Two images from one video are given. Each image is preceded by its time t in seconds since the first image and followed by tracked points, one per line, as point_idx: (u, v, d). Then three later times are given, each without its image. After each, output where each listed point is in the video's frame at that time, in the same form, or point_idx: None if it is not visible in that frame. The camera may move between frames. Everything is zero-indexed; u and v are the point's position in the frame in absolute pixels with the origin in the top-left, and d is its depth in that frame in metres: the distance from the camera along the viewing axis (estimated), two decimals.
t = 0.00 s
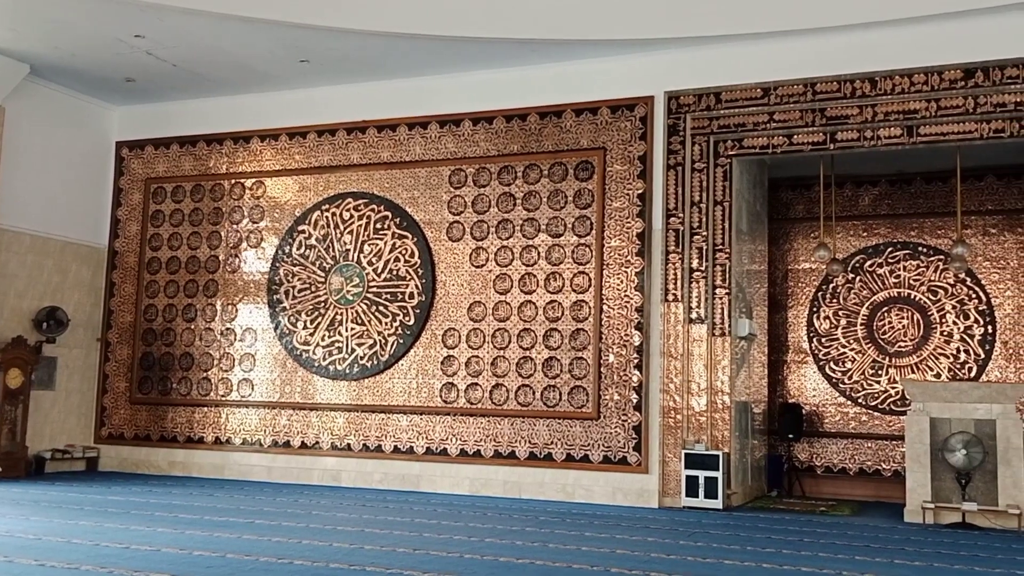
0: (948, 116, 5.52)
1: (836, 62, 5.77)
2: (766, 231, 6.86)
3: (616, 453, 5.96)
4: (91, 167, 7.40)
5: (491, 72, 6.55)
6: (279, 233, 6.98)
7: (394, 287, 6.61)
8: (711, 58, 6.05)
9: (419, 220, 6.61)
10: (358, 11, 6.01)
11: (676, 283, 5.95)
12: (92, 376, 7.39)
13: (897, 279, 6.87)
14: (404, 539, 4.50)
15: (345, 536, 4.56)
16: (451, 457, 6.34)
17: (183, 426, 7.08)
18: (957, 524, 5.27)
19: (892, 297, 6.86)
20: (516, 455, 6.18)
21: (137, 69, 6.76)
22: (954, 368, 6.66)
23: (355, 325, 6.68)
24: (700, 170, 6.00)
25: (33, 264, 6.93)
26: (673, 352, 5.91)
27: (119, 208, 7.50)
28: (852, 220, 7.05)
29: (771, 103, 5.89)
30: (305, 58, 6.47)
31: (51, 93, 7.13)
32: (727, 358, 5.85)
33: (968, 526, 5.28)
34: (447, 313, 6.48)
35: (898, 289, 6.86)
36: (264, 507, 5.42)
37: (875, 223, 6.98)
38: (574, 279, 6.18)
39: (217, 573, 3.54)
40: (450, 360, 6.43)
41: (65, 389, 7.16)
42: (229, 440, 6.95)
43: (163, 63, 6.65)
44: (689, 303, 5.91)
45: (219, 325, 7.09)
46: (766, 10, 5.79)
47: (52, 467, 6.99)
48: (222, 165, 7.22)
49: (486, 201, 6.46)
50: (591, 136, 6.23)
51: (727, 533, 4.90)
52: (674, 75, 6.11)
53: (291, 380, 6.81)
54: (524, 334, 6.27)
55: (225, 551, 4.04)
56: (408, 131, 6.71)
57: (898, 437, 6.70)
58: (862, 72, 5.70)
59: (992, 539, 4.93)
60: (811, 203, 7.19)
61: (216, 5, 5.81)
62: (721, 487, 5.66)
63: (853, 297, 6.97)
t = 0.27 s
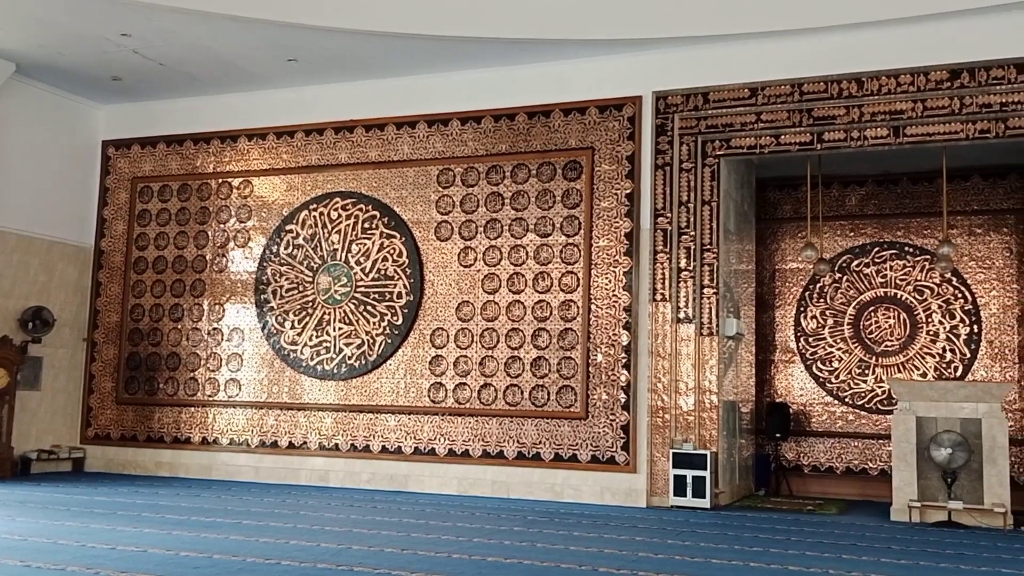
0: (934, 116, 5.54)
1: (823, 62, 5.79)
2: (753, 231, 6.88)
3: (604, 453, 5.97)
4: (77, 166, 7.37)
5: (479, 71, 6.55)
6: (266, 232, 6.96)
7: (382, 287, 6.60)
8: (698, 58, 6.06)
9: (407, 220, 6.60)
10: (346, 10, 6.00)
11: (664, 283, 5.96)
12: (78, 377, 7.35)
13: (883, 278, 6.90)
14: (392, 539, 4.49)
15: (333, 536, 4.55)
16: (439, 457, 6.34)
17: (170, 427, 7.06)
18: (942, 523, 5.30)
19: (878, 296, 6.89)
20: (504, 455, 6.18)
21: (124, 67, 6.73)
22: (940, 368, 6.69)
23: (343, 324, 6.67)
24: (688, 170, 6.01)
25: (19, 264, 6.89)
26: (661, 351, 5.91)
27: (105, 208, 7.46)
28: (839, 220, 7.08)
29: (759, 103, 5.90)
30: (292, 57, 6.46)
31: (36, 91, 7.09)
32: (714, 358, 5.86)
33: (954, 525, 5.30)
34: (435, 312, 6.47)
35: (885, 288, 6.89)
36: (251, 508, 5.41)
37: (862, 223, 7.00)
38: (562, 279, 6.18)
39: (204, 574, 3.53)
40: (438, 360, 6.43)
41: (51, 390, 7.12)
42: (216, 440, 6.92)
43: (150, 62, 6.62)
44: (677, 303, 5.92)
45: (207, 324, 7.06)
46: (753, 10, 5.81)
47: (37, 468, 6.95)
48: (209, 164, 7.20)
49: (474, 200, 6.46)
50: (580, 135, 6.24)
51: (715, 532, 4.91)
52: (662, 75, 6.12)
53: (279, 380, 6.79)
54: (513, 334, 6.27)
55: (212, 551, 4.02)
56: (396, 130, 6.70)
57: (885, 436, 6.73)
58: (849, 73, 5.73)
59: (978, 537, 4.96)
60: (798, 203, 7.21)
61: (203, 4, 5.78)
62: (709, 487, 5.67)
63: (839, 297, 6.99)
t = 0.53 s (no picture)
0: (922, 117, 5.57)
1: (811, 63, 5.81)
2: (742, 231, 6.90)
3: (593, 453, 5.97)
4: (64, 165, 7.33)
5: (468, 71, 6.54)
6: (255, 232, 6.94)
7: (371, 287, 6.59)
8: (687, 59, 6.08)
9: (396, 219, 6.60)
10: (335, 9, 5.98)
11: (653, 283, 5.97)
12: (65, 377, 7.32)
13: (871, 279, 6.93)
14: (380, 539, 4.49)
15: (322, 536, 4.54)
16: (428, 458, 6.33)
17: (158, 427, 7.03)
18: (929, 521, 5.33)
19: (866, 296, 6.92)
20: (493, 455, 6.18)
21: (111, 66, 6.70)
22: (927, 368, 6.72)
23: (332, 324, 6.66)
24: (677, 170, 6.02)
25: (5, 264, 6.85)
26: (650, 351, 5.92)
27: (92, 207, 7.43)
28: (826, 221, 7.11)
29: (747, 104, 5.92)
30: (281, 56, 6.44)
31: (23, 90, 7.05)
32: (703, 358, 5.87)
33: (941, 524, 5.33)
34: (424, 312, 6.47)
35: (872, 289, 6.92)
36: (239, 508, 5.39)
37: (850, 223, 7.03)
38: (551, 279, 6.18)
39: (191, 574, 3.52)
40: (427, 360, 6.42)
41: (37, 390, 7.08)
42: (204, 440, 6.90)
43: (138, 60, 6.59)
44: (666, 303, 5.93)
45: (195, 324, 7.04)
46: (742, 11, 5.82)
47: (24, 469, 6.92)
48: (197, 163, 7.17)
49: (463, 200, 6.46)
50: (569, 135, 6.24)
51: (704, 532, 4.92)
52: (651, 75, 6.13)
53: (267, 380, 6.78)
54: (502, 334, 6.27)
55: (200, 552, 4.01)
56: (385, 130, 6.69)
57: (872, 435, 6.75)
58: (837, 74, 5.75)
59: (964, 536, 4.99)
60: (786, 203, 7.24)
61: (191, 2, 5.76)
62: (697, 486, 5.68)
63: (827, 297, 7.02)
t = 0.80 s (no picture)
0: (909, 119, 5.60)
1: (800, 65, 5.83)
2: (730, 232, 6.92)
3: (582, 453, 5.98)
4: (52, 164, 7.30)
5: (458, 71, 6.54)
6: (243, 232, 6.92)
7: (360, 287, 6.58)
8: (677, 60, 6.09)
9: (386, 220, 6.59)
10: (324, 9, 5.97)
11: (642, 283, 5.98)
12: (52, 377, 7.28)
13: (859, 279, 6.96)
14: (369, 539, 4.48)
15: (310, 537, 4.53)
16: (417, 458, 6.32)
17: (146, 427, 7.00)
18: (916, 521, 5.35)
19: (854, 297, 6.95)
20: (482, 455, 6.18)
21: (99, 65, 6.67)
22: (915, 368, 6.75)
23: (321, 325, 6.64)
24: (666, 171, 6.03)
25: None
26: (639, 351, 5.93)
27: (80, 206, 7.40)
28: (815, 222, 7.13)
29: (736, 105, 5.93)
30: (270, 56, 6.43)
31: (10, 89, 7.02)
32: (692, 358, 5.89)
33: (928, 523, 5.36)
34: (413, 312, 6.46)
35: (860, 289, 6.94)
36: (227, 509, 5.38)
37: (838, 224, 7.06)
38: (541, 279, 6.19)
39: (178, 575, 3.51)
40: (417, 360, 6.42)
41: (24, 391, 7.05)
42: (192, 441, 6.87)
43: (126, 59, 6.57)
44: (655, 303, 5.94)
45: (183, 325, 7.01)
46: (731, 12, 5.84)
47: (10, 470, 6.88)
48: (185, 163, 7.15)
49: (452, 200, 6.45)
50: (558, 136, 6.25)
51: (692, 531, 4.93)
52: (640, 76, 6.14)
53: (256, 380, 6.76)
54: (491, 334, 6.27)
55: (188, 552, 4.00)
56: (375, 130, 6.68)
57: (860, 435, 6.78)
58: (826, 75, 5.77)
59: (952, 535, 5.01)
60: (775, 204, 7.26)
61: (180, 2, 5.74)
62: (686, 486, 5.69)
63: (816, 298, 7.05)
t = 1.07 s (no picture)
0: (895, 120, 5.62)
1: (787, 66, 5.85)
2: (718, 232, 6.94)
3: (570, 453, 5.98)
4: (38, 164, 7.26)
5: (446, 71, 6.54)
6: (231, 232, 6.90)
7: (348, 287, 6.57)
8: (665, 60, 6.10)
9: (374, 220, 6.58)
10: (312, 8, 5.96)
11: (630, 283, 5.98)
12: (38, 378, 7.25)
13: (846, 280, 6.99)
14: (357, 540, 4.48)
15: (298, 537, 4.52)
16: (405, 458, 6.32)
17: (132, 428, 6.97)
18: (902, 521, 5.38)
19: (841, 297, 6.98)
20: (471, 455, 6.18)
21: (86, 64, 6.64)
22: (901, 368, 6.78)
23: (308, 325, 6.63)
24: (654, 171, 6.04)
25: None
26: (627, 352, 5.94)
27: (66, 206, 7.37)
28: (801, 222, 7.16)
29: (724, 106, 5.95)
30: (257, 55, 6.41)
31: None
32: (679, 358, 5.90)
33: (914, 522, 5.39)
34: (401, 313, 6.45)
35: (847, 289, 6.97)
36: (215, 510, 5.36)
37: (825, 224, 7.09)
38: (529, 279, 6.19)
39: None
40: (405, 360, 6.41)
41: (9, 391, 7.01)
42: (179, 441, 6.85)
43: (112, 58, 6.53)
44: (643, 304, 5.95)
45: (170, 325, 6.98)
46: (718, 13, 5.86)
47: None
48: (172, 163, 7.12)
49: (441, 201, 6.45)
50: (546, 136, 6.25)
51: (680, 531, 4.95)
52: (629, 77, 6.15)
53: (243, 380, 6.74)
54: (479, 335, 6.27)
55: (174, 553, 3.99)
56: (363, 130, 6.67)
57: (847, 435, 6.81)
58: (813, 76, 5.79)
59: (937, 535, 5.04)
60: (762, 205, 7.28)
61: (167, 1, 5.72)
62: (674, 486, 5.71)
63: (803, 298, 7.07)
